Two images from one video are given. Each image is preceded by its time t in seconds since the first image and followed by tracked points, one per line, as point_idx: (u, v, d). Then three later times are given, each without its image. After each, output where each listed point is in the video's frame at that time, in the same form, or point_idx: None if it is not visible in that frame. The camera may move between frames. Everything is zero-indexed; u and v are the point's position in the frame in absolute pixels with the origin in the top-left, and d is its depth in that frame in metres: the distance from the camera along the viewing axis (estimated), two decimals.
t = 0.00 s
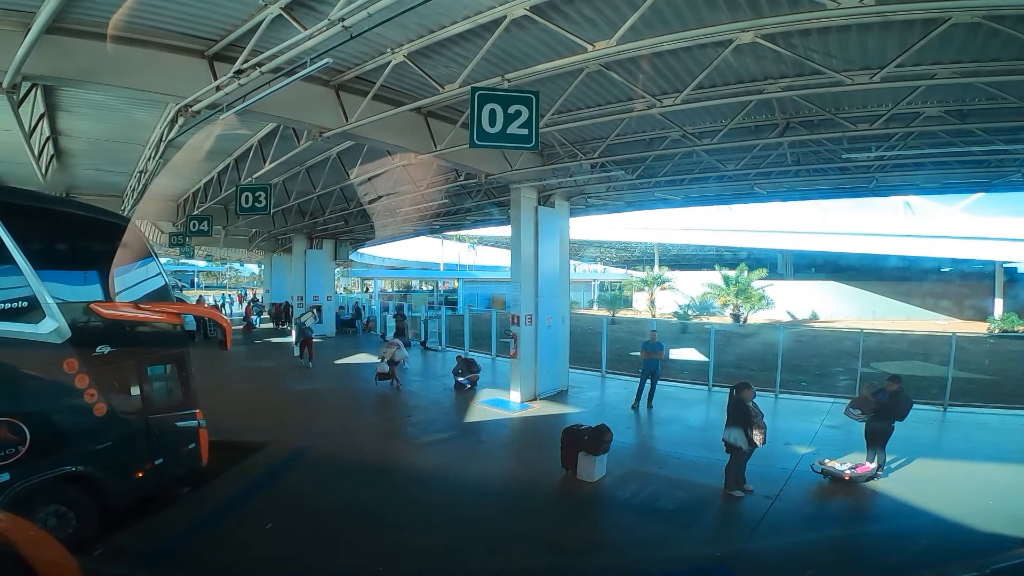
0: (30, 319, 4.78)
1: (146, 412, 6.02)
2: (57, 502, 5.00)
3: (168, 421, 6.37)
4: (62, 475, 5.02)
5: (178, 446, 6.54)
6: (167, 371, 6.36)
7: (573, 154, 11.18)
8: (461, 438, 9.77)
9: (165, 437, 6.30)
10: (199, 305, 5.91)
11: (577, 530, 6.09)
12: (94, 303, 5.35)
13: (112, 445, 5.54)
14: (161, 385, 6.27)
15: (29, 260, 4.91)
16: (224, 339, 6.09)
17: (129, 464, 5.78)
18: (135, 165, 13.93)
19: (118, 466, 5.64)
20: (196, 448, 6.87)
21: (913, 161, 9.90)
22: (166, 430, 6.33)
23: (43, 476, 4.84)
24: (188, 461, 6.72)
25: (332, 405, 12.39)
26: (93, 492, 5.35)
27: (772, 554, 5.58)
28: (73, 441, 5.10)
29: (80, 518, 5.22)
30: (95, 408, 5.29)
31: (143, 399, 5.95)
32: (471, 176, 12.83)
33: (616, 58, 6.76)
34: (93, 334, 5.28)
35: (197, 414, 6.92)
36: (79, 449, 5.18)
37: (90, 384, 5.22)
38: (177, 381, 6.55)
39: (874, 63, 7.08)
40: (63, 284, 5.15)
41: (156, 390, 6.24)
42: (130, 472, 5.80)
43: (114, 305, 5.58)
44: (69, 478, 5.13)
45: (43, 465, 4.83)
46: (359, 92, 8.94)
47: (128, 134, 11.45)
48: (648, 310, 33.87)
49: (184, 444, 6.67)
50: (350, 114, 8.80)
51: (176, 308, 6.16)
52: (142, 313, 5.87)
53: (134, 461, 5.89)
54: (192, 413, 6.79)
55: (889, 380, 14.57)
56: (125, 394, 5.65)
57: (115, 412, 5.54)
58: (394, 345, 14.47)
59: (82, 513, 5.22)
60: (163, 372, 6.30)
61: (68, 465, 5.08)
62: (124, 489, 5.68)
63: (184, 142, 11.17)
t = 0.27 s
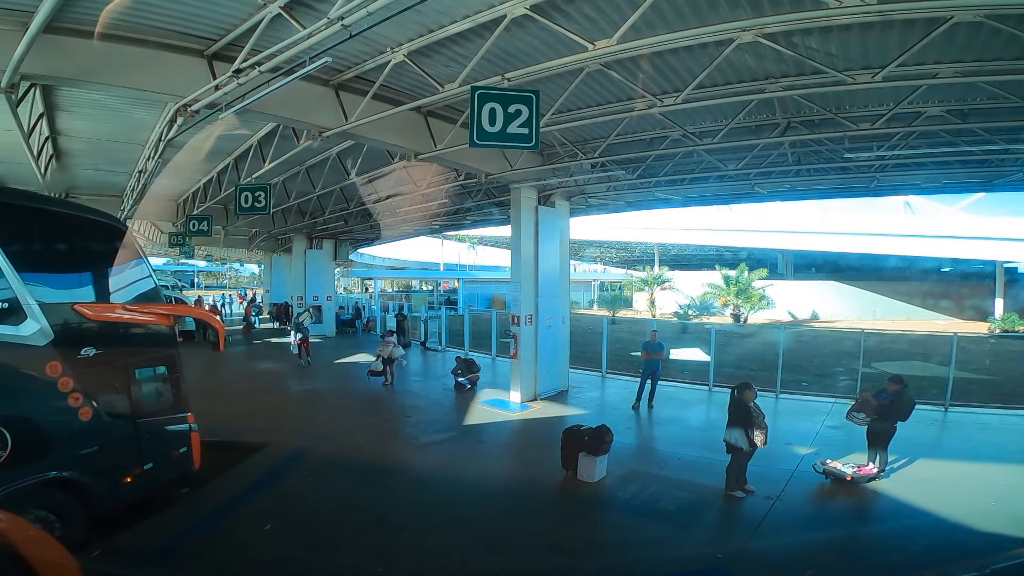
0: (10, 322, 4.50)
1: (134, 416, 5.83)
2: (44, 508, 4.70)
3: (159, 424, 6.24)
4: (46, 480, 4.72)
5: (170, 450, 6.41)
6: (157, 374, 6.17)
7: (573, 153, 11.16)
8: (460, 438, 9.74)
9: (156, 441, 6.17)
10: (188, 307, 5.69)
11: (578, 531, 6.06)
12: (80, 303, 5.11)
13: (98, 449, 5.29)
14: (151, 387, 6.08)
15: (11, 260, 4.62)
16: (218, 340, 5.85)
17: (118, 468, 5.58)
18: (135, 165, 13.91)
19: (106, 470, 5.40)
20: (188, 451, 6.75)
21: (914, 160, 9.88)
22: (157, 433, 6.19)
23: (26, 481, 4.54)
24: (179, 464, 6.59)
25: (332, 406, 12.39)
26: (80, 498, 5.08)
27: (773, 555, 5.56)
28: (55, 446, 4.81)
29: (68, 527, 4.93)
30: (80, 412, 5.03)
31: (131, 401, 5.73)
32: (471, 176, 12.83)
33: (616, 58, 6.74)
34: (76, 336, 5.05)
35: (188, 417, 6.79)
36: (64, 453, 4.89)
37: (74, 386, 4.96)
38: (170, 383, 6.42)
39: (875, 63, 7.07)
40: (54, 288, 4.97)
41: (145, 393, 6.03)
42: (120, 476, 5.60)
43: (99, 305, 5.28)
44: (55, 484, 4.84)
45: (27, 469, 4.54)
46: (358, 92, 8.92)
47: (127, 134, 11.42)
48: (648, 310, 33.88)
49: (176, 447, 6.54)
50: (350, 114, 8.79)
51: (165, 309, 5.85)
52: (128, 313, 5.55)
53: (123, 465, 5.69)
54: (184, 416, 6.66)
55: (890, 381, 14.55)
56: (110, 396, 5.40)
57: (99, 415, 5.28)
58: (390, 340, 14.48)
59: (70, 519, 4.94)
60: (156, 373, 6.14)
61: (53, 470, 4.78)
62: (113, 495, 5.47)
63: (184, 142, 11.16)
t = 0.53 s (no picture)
0: None
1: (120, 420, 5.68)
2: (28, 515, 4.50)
3: (148, 429, 6.12)
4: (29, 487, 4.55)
5: (159, 454, 6.29)
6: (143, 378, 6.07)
7: (573, 153, 11.14)
8: (460, 438, 9.72)
9: (144, 445, 6.00)
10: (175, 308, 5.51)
11: (578, 531, 6.04)
12: (60, 304, 4.99)
13: (81, 455, 5.11)
14: (139, 391, 5.98)
15: None
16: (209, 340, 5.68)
17: (104, 473, 5.40)
18: (135, 164, 13.90)
19: (91, 477, 5.24)
20: (178, 456, 6.63)
21: (916, 160, 9.85)
22: (145, 437, 6.05)
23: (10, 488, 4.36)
24: (169, 469, 6.48)
25: (332, 406, 12.37)
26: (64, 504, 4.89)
27: (774, 555, 5.54)
28: (38, 451, 4.65)
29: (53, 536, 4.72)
30: (63, 415, 4.90)
31: (116, 407, 5.62)
32: (471, 176, 12.82)
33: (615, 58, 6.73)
34: (62, 337, 4.98)
35: (179, 421, 6.66)
36: (45, 459, 4.72)
37: (55, 391, 4.82)
38: (159, 387, 6.30)
39: (875, 62, 7.06)
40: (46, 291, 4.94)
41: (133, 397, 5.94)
42: (105, 483, 5.43)
43: (85, 308, 5.20)
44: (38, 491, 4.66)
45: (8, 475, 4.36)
46: (358, 91, 8.90)
47: (127, 134, 11.40)
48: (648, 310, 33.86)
49: (166, 452, 6.43)
50: (350, 114, 8.78)
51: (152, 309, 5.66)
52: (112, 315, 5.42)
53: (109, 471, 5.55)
54: (174, 419, 6.54)
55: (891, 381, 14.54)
56: (92, 400, 5.28)
57: (83, 419, 5.16)
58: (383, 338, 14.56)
59: (52, 525, 4.69)
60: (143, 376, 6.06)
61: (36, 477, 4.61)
62: (98, 502, 5.28)
63: (184, 142, 11.15)
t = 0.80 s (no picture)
0: None
1: (106, 423, 5.40)
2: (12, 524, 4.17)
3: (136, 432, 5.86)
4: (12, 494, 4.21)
5: (148, 458, 6.05)
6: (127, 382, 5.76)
7: (573, 153, 11.14)
8: (460, 439, 9.72)
9: (132, 450, 5.77)
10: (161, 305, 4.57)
11: (578, 531, 6.03)
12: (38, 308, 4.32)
13: (65, 461, 4.77)
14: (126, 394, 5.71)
15: None
16: (200, 343, 4.70)
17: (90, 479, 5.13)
18: (135, 164, 13.90)
19: (76, 483, 4.92)
20: (167, 460, 6.41)
21: (916, 160, 9.85)
22: (134, 441, 5.80)
23: None
24: (158, 474, 6.24)
25: (331, 406, 12.36)
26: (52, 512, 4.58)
27: (774, 555, 5.53)
28: (21, 455, 4.30)
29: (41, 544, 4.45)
30: (45, 420, 4.51)
31: (102, 409, 5.32)
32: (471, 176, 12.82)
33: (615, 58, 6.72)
34: (47, 338, 4.60)
35: (168, 424, 6.44)
36: (28, 463, 4.36)
37: (36, 395, 4.42)
38: (147, 390, 6.05)
39: (876, 62, 7.06)
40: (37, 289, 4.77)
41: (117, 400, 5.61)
42: (92, 488, 5.15)
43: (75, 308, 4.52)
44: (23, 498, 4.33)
45: None
46: (357, 91, 8.90)
47: (127, 133, 11.40)
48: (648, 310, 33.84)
49: (155, 456, 6.20)
50: (349, 114, 8.78)
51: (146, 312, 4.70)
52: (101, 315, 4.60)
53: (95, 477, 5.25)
54: (163, 423, 6.30)
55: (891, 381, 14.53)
56: (80, 400, 4.98)
57: (67, 423, 4.81)
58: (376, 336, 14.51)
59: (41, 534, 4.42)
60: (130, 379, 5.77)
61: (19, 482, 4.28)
62: (85, 509, 5.01)
63: (184, 142, 11.15)
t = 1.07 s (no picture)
0: None
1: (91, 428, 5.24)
2: None
3: (122, 437, 5.68)
4: None
5: (134, 464, 5.87)
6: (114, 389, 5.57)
7: (573, 153, 11.15)
8: (460, 439, 9.71)
9: (119, 455, 5.61)
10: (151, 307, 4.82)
11: (578, 532, 6.03)
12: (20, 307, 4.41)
13: (48, 467, 4.66)
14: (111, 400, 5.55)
15: None
16: (189, 345, 5.10)
17: (74, 485, 4.97)
18: (135, 164, 13.89)
19: (58, 489, 4.77)
20: (155, 466, 6.24)
21: (916, 161, 9.85)
22: (119, 446, 5.63)
23: None
24: (145, 480, 6.07)
25: (331, 406, 12.34)
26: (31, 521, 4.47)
27: (773, 555, 5.53)
28: None
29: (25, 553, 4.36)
30: (24, 426, 4.42)
31: (84, 414, 5.11)
32: (471, 177, 12.82)
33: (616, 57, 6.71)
34: (30, 342, 4.59)
35: (156, 429, 6.25)
36: (8, 469, 4.28)
37: (15, 399, 4.36)
38: (135, 395, 5.90)
39: (876, 62, 7.06)
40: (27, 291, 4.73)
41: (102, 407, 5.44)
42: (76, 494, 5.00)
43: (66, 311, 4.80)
44: None
45: None
46: (358, 91, 8.90)
47: (126, 133, 11.40)
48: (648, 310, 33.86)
49: (142, 461, 6.02)
50: (349, 114, 8.78)
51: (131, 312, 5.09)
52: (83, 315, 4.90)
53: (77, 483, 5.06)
54: (153, 428, 6.13)
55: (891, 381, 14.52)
56: (62, 404, 4.85)
57: (48, 429, 4.68)
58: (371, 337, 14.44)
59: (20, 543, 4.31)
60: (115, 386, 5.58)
61: None
62: (70, 515, 4.86)
63: (184, 142, 11.14)
